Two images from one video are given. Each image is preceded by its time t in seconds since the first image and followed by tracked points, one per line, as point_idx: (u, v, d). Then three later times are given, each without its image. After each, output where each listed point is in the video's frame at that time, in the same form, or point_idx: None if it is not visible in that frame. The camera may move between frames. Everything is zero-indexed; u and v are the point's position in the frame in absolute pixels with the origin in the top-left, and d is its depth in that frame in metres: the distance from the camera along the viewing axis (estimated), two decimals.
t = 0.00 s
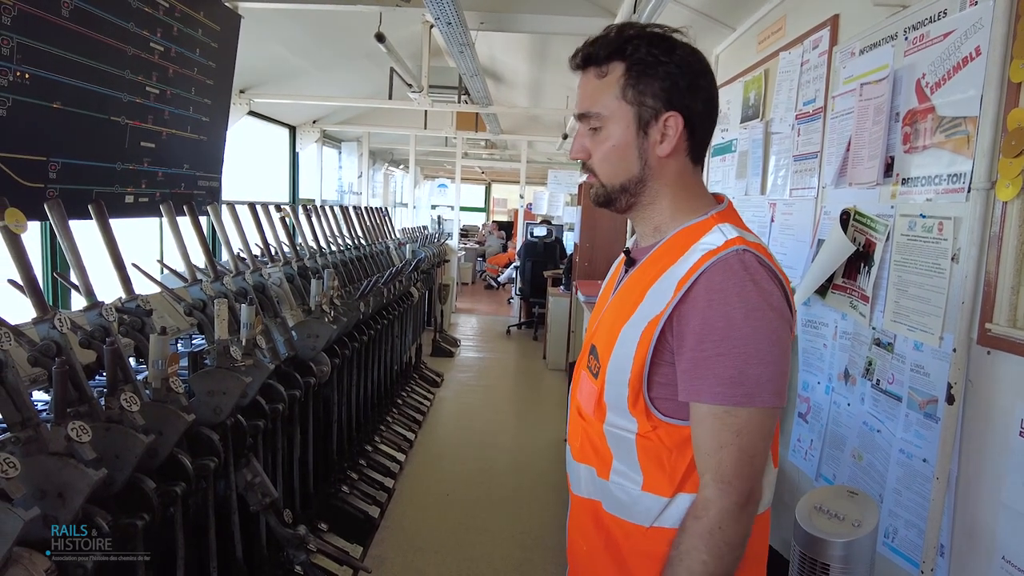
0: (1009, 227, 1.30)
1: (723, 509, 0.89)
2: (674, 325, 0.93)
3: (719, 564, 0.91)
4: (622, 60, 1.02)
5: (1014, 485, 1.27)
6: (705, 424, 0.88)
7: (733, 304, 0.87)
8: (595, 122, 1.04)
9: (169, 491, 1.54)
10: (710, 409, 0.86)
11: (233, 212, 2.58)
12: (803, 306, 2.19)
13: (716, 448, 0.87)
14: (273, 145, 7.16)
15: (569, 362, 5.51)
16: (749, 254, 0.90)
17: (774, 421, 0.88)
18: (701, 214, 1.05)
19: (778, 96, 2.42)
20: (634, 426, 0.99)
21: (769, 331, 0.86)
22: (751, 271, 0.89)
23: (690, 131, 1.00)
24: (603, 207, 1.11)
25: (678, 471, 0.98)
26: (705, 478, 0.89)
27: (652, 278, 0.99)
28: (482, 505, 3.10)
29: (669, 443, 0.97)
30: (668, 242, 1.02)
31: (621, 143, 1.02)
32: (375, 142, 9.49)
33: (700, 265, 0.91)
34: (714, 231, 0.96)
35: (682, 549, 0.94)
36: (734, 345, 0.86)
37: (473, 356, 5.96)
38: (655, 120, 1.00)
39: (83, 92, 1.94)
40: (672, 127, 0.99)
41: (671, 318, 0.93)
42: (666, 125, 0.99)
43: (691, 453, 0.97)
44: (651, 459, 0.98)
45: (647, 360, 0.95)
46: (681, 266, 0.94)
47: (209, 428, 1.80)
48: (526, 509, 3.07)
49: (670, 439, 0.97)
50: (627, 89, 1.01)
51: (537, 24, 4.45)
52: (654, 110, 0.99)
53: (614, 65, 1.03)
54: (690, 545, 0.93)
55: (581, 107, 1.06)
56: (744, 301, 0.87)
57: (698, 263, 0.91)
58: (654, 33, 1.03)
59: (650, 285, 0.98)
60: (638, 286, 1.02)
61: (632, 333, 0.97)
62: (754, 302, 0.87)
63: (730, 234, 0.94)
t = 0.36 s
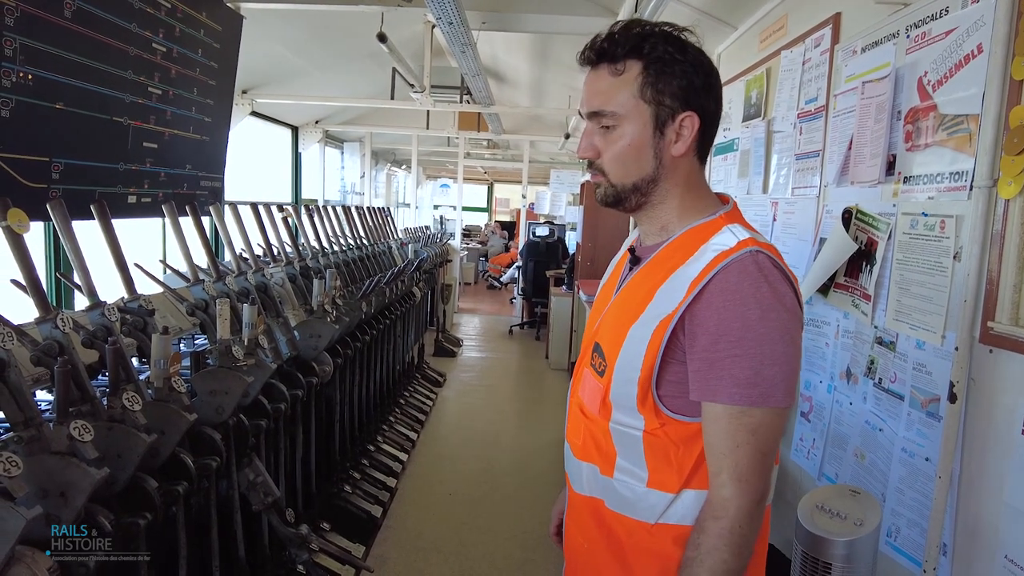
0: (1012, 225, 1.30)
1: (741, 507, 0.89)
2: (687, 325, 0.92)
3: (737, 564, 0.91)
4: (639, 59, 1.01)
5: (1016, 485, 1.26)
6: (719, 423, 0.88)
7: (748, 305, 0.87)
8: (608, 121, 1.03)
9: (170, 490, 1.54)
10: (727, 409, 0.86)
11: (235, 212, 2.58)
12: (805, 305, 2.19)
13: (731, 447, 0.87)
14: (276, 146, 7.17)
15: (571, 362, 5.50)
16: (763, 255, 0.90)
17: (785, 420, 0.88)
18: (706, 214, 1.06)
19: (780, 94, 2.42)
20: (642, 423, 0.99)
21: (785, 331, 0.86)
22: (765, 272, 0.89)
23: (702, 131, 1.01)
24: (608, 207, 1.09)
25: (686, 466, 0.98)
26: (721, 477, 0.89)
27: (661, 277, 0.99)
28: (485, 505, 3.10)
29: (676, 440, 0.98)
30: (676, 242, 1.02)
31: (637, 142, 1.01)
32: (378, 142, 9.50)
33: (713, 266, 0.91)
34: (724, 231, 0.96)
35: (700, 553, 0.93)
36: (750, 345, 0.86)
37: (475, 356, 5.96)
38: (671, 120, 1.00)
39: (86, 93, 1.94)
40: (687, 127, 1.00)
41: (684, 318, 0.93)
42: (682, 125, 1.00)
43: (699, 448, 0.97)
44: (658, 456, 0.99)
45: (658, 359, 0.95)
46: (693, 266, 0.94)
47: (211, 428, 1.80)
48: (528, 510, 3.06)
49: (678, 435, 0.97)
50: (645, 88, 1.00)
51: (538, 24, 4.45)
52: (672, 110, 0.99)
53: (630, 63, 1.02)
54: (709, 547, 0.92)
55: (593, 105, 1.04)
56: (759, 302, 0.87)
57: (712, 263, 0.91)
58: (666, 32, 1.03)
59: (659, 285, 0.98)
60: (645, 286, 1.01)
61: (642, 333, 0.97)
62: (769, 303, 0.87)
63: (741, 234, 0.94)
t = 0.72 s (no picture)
0: (1013, 224, 1.30)
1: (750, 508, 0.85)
2: (687, 329, 0.92)
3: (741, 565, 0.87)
4: (649, 59, 1.00)
5: (1017, 485, 1.26)
6: (729, 427, 0.86)
7: (748, 308, 0.86)
8: (618, 122, 1.01)
9: (173, 491, 1.54)
10: (734, 413, 0.85)
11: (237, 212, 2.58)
12: (806, 305, 2.19)
13: (743, 449, 0.86)
14: (277, 146, 7.19)
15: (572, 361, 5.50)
16: (761, 258, 0.90)
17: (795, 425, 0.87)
18: (704, 217, 1.06)
19: (781, 94, 2.42)
20: (642, 425, 0.99)
21: (787, 334, 0.86)
22: (763, 275, 0.89)
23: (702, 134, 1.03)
24: (608, 210, 1.08)
25: (687, 467, 0.97)
26: (733, 475, 0.86)
27: (661, 282, 0.99)
28: (487, 505, 3.10)
29: (678, 442, 0.97)
30: (674, 246, 1.03)
31: (646, 144, 1.01)
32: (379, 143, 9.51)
33: (712, 270, 0.91)
34: (722, 234, 0.96)
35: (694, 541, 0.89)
36: (752, 349, 0.85)
37: (476, 356, 5.97)
38: (680, 123, 1.01)
39: (88, 94, 1.95)
40: (694, 130, 1.01)
41: (684, 322, 0.93)
42: (690, 128, 1.01)
43: (701, 447, 0.96)
44: (659, 457, 0.98)
45: (659, 363, 0.95)
46: (692, 271, 0.94)
47: (213, 428, 1.81)
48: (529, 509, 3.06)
49: (678, 437, 0.97)
50: (656, 90, 1.00)
51: (540, 24, 4.45)
52: (681, 112, 1.00)
53: (641, 63, 1.00)
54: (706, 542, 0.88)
55: (601, 105, 1.02)
56: (759, 305, 0.86)
57: (711, 267, 0.91)
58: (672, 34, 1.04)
59: (659, 289, 0.98)
60: (645, 290, 1.02)
61: (642, 337, 0.97)
62: (769, 305, 0.86)
63: (738, 237, 0.94)
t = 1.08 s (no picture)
0: (1014, 223, 1.30)
1: (734, 510, 0.87)
2: (685, 329, 0.92)
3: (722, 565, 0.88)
4: (648, 61, 1.00)
5: (1019, 485, 1.26)
6: (717, 425, 0.87)
7: (745, 307, 0.87)
8: (616, 124, 1.01)
9: (173, 491, 1.54)
10: (724, 411, 0.86)
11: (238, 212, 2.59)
12: (806, 305, 2.19)
13: (729, 447, 0.86)
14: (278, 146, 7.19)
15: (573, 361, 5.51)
16: (759, 257, 0.90)
17: (785, 426, 0.87)
18: (701, 216, 1.06)
19: (782, 93, 2.42)
20: (642, 428, 0.99)
21: (781, 333, 0.86)
22: (760, 273, 0.89)
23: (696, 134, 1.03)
24: (604, 210, 1.08)
25: (686, 468, 0.98)
26: (718, 475, 0.88)
27: (658, 282, 0.99)
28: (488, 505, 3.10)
29: (677, 443, 0.98)
30: (672, 245, 1.03)
31: (644, 146, 1.00)
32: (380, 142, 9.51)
33: (710, 269, 0.91)
34: (719, 233, 0.97)
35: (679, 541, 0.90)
36: (748, 347, 0.85)
37: (477, 356, 5.97)
38: (678, 125, 1.01)
39: (88, 94, 1.95)
40: (692, 132, 1.01)
41: (682, 321, 0.93)
42: (687, 130, 1.01)
43: (699, 448, 0.97)
44: (659, 459, 0.99)
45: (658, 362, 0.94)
46: (689, 270, 0.94)
47: (213, 428, 1.81)
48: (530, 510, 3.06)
49: (678, 438, 0.97)
50: (655, 92, 0.99)
51: (541, 23, 4.45)
52: (679, 114, 1.00)
53: (640, 65, 1.00)
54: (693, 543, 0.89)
55: (600, 106, 1.02)
56: (756, 304, 0.87)
57: (709, 266, 0.91)
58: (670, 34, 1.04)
59: (657, 288, 0.98)
60: (642, 290, 1.01)
61: (640, 337, 0.96)
62: (765, 304, 0.87)
63: (736, 237, 0.94)
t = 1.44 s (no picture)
0: (1013, 223, 1.30)
1: (753, 511, 0.90)
2: (670, 329, 0.92)
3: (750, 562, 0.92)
4: (629, 62, 1.01)
5: (1019, 485, 1.26)
6: (717, 428, 0.88)
7: (731, 308, 0.87)
8: (597, 124, 1.02)
9: (174, 491, 1.55)
10: (721, 413, 0.87)
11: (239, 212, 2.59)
12: (806, 305, 2.19)
13: (733, 451, 0.88)
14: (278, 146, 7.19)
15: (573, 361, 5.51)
16: (743, 257, 0.90)
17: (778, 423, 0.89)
18: (687, 216, 1.06)
19: (781, 93, 2.42)
20: (626, 426, 0.99)
21: (769, 333, 0.87)
22: (745, 274, 0.89)
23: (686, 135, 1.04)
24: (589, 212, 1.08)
25: (671, 466, 0.98)
26: (727, 483, 0.90)
27: (643, 282, 0.99)
28: (488, 505, 3.10)
29: (663, 442, 0.98)
30: (658, 244, 1.02)
31: (626, 146, 1.01)
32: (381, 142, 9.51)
33: (694, 269, 0.91)
34: (704, 234, 0.97)
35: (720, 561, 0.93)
36: (738, 348, 0.86)
37: (477, 356, 5.97)
38: (660, 125, 1.01)
39: (88, 95, 1.95)
40: (674, 132, 1.02)
41: (667, 322, 0.93)
42: (670, 129, 1.02)
43: (684, 448, 0.97)
44: (644, 458, 0.99)
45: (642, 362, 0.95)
46: (674, 270, 0.94)
47: (213, 428, 1.81)
48: (530, 510, 3.06)
49: (662, 437, 0.98)
50: (636, 92, 1.00)
51: (540, 23, 4.44)
52: (661, 114, 1.01)
53: (620, 66, 1.01)
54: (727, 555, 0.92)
55: (580, 107, 1.03)
56: (743, 305, 0.87)
57: (693, 266, 0.91)
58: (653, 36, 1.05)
59: (643, 289, 0.98)
60: (628, 290, 1.01)
61: (625, 338, 0.96)
62: (751, 305, 0.87)
63: (720, 237, 0.94)
